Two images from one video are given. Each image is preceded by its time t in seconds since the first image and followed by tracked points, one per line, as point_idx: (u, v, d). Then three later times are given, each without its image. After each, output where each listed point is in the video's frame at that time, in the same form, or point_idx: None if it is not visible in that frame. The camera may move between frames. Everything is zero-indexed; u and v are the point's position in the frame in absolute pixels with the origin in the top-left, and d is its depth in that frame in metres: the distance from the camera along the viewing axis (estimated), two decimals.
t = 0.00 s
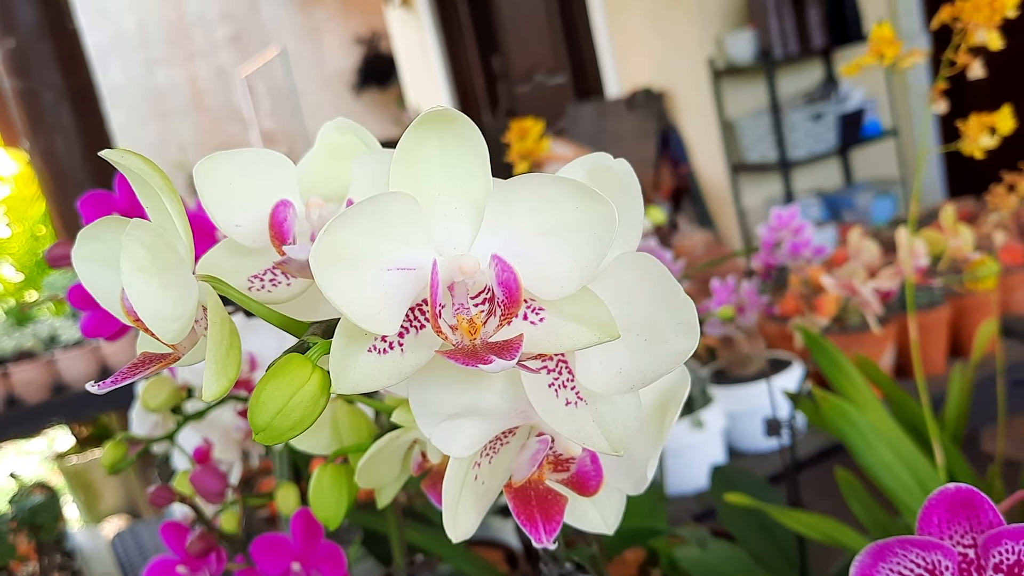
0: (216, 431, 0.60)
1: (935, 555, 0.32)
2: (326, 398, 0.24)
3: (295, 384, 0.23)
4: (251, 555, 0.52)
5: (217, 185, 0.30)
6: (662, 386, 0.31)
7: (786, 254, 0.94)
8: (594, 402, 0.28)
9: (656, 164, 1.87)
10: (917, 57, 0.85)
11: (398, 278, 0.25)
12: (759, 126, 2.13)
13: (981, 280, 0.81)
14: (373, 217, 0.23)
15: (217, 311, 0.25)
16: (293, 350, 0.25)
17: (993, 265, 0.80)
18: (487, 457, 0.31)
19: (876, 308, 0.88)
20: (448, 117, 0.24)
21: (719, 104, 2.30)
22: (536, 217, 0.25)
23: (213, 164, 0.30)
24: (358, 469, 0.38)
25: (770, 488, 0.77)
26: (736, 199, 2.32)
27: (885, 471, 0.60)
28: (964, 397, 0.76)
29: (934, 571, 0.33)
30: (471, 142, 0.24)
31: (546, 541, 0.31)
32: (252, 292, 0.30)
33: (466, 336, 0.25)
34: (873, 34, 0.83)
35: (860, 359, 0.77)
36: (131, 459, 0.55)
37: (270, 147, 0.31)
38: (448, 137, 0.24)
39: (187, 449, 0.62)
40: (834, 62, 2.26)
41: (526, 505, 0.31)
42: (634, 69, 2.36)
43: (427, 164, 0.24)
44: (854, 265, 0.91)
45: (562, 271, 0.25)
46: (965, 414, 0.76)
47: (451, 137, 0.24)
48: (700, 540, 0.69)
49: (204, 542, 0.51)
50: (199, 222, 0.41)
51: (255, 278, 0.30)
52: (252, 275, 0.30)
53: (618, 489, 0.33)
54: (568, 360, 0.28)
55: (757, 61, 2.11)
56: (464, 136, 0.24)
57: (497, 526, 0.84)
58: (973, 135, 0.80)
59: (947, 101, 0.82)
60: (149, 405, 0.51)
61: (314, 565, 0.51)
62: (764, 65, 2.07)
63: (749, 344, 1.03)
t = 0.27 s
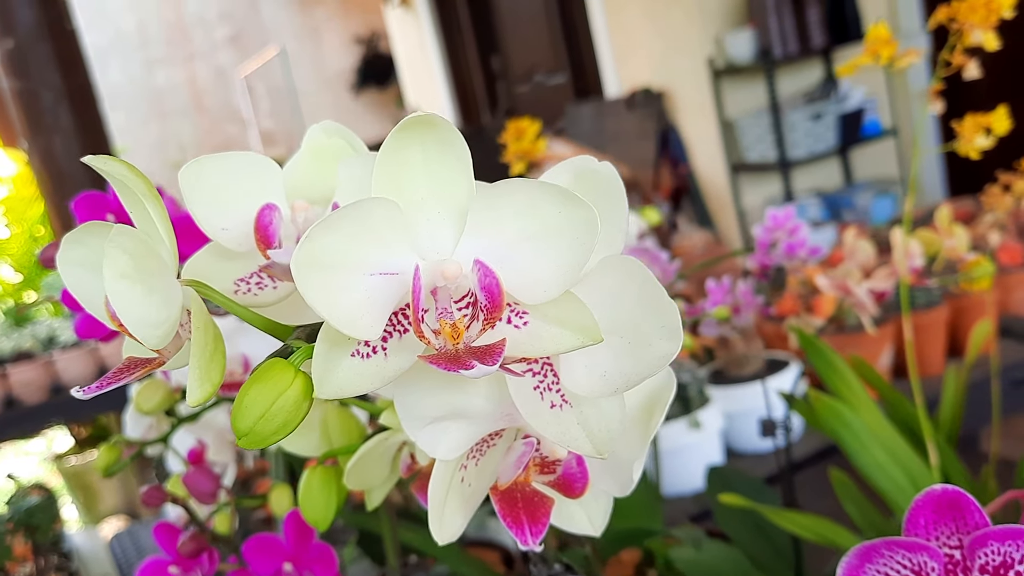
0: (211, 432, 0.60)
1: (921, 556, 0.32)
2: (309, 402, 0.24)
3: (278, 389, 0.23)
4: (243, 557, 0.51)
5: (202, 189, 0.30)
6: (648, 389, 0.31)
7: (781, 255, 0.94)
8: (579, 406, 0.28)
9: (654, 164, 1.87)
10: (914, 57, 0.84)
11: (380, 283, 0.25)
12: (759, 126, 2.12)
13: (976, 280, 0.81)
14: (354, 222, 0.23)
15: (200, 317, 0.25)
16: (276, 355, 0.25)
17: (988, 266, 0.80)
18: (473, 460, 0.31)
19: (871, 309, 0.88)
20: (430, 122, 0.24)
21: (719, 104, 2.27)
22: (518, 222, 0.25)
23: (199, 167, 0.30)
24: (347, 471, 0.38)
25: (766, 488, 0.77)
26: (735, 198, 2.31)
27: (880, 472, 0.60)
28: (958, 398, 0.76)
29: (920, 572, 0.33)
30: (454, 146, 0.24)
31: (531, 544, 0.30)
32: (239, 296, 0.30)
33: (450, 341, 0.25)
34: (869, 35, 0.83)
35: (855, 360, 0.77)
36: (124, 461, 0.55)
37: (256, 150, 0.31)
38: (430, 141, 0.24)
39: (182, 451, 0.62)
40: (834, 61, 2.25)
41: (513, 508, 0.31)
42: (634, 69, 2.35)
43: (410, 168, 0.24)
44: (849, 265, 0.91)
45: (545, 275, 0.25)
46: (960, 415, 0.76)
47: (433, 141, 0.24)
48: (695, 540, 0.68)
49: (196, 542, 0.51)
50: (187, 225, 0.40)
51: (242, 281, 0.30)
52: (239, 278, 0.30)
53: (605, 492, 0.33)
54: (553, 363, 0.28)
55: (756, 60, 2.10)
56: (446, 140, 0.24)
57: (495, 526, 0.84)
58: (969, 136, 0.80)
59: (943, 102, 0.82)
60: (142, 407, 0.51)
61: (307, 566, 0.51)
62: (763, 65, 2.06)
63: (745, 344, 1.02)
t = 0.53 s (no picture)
0: (205, 436, 0.60)
1: (906, 561, 0.33)
2: (295, 410, 0.24)
3: (263, 397, 0.23)
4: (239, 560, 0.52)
5: (190, 197, 0.30)
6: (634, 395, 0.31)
7: (776, 257, 0.94)
8: (565, 413, 0.28)
9: (653, 164, 1.87)
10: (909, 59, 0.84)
11: (366, 291, 0.25)
12: (757, 126, 2.12)
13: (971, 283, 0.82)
14: (339, 230, 0.23)
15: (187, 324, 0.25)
16: (262, 364, 0.25)
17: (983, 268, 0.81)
18: (462, 467, 0.31)
19: (865, 312, 0.88)
20: (414, 131, 0.24)
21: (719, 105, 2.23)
22: (503, 230, 0.25)
23: (189, 174, 0.30)
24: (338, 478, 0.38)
25: (761, 491, 0.77)
26: (734, 199, 2.30)
27: (873, 476, 0.60)
28: (952, 401, 0.76)
29: None
30: (438, 155, 0.25)
31: (519, 551, 0.31)
32: (228, 303, 0.30)
33: (435, 349, 0.25)
34: (863, 38, 0.83)
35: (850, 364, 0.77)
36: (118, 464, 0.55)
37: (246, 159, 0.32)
38: (415, 150, 0.24)
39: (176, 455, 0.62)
40: (832, 62, 2.25)
41: (501, 515, 0.31)
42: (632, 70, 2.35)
43: (395, 177, 0.25)
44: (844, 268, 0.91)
45: (530, 283, 0.26)
46: (954, 418, 0.76)
47: (418, 150, 0.24)
48: (689, 543, 0.68)
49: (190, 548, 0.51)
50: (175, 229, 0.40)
51: (231, 288, 0.30)
52: (229, 285, 0.30)
53: (593, 498, 0.34)
54: (540, 370, 0.28)
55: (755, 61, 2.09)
56: (431, 149, 0.24)
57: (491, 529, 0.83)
58: (962, 139, 0.80)
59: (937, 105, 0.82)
60: (135, 412, 0.50)
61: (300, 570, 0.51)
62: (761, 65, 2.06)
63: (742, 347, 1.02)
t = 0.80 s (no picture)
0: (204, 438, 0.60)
1: (898, 564, 0.33)
2: (287, 416, 0.24)
3: (255, 403, 0.24)
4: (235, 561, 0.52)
5: (183, 205, 0.31)
6: (627, 400, 0.31)
7: (774, 259, 0.95)
8: (557, 417, 0.29)
9: (653, 165, 1.87)
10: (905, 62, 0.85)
11: (359, 298, 0.25)
12: (757, 127, 2.12)
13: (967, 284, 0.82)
14: (331, 238, 0.24)
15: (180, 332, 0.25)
16: (254, 370, 0.25)
17: (979, 269, 0.81)
18: (455, 470, 0.31)
19: (861, 313, 0.88)
20: (406, 139, 0.25)
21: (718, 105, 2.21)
22: (494, 238, 0.26)
23: (184, 180, 0.31)
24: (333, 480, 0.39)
25: (758, 492, 0.77)
26: (734, 200, 2.29)
27: (870, 478, 0.60)
28: (948, 403, 0.76)
29: None
30: (429, 163, 0.25)
31: (512, 553, 0.31)
32: (222, 308, 0.30)
33: (426, 355, 0.25)
34: (859, 41, 0.83)
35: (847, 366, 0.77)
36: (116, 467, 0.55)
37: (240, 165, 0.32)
38: (406, 159, 0.25)
39: (175, 458, 0.62)
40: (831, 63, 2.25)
41: (494, 517, 0.31)
42: (632, 72, 2.35)
43: (386, 185, 0.25)
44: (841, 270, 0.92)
45: (521, 289, 0.26)
46: (950, 419, 0.76)
47: (409, 158, 0.25)
48: (687, 544, 0.68)
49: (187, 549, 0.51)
50: (171, 234, 0.41)
51: (225, 293, 0.31)
52: (223, 290, 0.31)
53: (587, 501, 0.34)
54: (531, 375, 0.28)
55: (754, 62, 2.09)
56: (422, 157, 0.25)
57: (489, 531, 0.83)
58: (957, 141, 0.80)
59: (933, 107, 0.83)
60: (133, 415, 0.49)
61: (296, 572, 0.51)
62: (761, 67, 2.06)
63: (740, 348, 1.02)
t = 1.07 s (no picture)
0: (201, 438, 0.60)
1: (889, 562, 0.33)
2: (279, 413, 0.25)
3: (247, 400, 0.24)
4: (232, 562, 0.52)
5: (179, 205, 0.31)
6: (619, 398, 0.31)
7: (771, 260, 0.95)
8: (549, 416, 0.29)
9: (653, 166, 1.87)
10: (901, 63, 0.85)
11: (350, 296, 0.25)
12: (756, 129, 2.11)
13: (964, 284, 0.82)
14: (323, 237, 0.24)
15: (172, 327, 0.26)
16: (246, 368, 0.25)
17: (976, 269, 0.82)
18: (448, 468, 0.32)
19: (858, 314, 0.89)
20: (398, 139, 0.25)
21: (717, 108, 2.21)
22: (485, 237, 0.26)
23: (181, 181, 0.31)
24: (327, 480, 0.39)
25: (755, 492, 0.77)
26: (734, 201, 2.28)
27: (866, 478, 0.60)
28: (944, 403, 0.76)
29: None
30: (420, 163, 0.25)
31: (504, 551, 0.31)
32: (216, 308, 0.30)
33: (417, 353, 0.25)
34: (855, 42, 0.84)
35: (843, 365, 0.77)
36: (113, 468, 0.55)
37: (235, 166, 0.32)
38: (397, 158, 0.25)
39: (172, 458, 0.62)
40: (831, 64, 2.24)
41: (486, 516, 0.31)
42: (631, 73, 2.35)
43: (378, 184, 0.25)
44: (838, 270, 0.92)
45: (512, 288, 0.26)
46: (947, 419, 0.76)
47: (401, 158, 0.25)
48: (684, 544, 0.67)
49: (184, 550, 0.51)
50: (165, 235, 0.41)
51: (219, 293, 0.31)
52: (216, 290, 0.31)
53: (580, 500, 0.34)
54: (523, 373, 0.28)
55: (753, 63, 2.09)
56: (413, 157, 0.25)
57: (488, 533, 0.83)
58: (954, 141, 0.80)
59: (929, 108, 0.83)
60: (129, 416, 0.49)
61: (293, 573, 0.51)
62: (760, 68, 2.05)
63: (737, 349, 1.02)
